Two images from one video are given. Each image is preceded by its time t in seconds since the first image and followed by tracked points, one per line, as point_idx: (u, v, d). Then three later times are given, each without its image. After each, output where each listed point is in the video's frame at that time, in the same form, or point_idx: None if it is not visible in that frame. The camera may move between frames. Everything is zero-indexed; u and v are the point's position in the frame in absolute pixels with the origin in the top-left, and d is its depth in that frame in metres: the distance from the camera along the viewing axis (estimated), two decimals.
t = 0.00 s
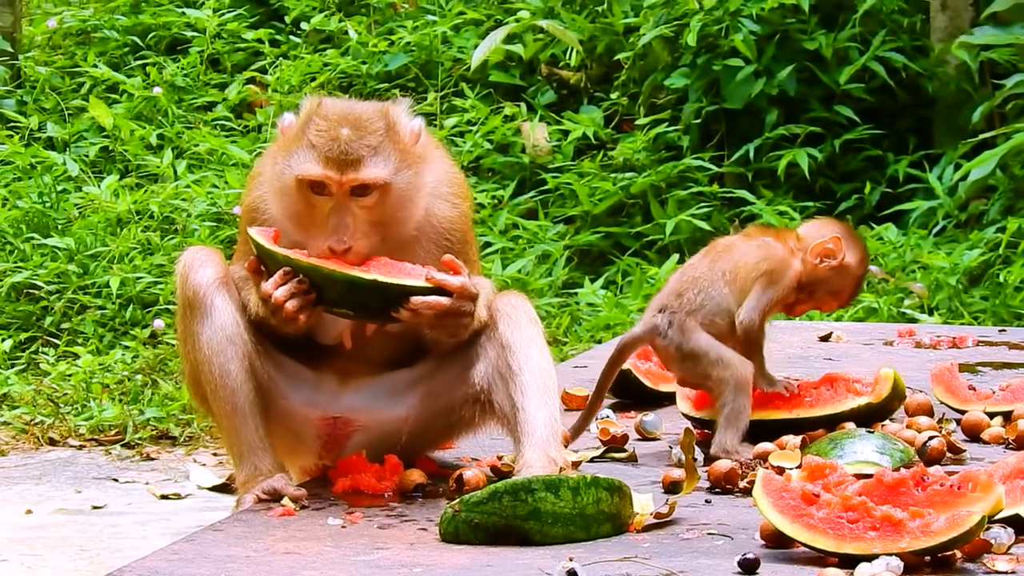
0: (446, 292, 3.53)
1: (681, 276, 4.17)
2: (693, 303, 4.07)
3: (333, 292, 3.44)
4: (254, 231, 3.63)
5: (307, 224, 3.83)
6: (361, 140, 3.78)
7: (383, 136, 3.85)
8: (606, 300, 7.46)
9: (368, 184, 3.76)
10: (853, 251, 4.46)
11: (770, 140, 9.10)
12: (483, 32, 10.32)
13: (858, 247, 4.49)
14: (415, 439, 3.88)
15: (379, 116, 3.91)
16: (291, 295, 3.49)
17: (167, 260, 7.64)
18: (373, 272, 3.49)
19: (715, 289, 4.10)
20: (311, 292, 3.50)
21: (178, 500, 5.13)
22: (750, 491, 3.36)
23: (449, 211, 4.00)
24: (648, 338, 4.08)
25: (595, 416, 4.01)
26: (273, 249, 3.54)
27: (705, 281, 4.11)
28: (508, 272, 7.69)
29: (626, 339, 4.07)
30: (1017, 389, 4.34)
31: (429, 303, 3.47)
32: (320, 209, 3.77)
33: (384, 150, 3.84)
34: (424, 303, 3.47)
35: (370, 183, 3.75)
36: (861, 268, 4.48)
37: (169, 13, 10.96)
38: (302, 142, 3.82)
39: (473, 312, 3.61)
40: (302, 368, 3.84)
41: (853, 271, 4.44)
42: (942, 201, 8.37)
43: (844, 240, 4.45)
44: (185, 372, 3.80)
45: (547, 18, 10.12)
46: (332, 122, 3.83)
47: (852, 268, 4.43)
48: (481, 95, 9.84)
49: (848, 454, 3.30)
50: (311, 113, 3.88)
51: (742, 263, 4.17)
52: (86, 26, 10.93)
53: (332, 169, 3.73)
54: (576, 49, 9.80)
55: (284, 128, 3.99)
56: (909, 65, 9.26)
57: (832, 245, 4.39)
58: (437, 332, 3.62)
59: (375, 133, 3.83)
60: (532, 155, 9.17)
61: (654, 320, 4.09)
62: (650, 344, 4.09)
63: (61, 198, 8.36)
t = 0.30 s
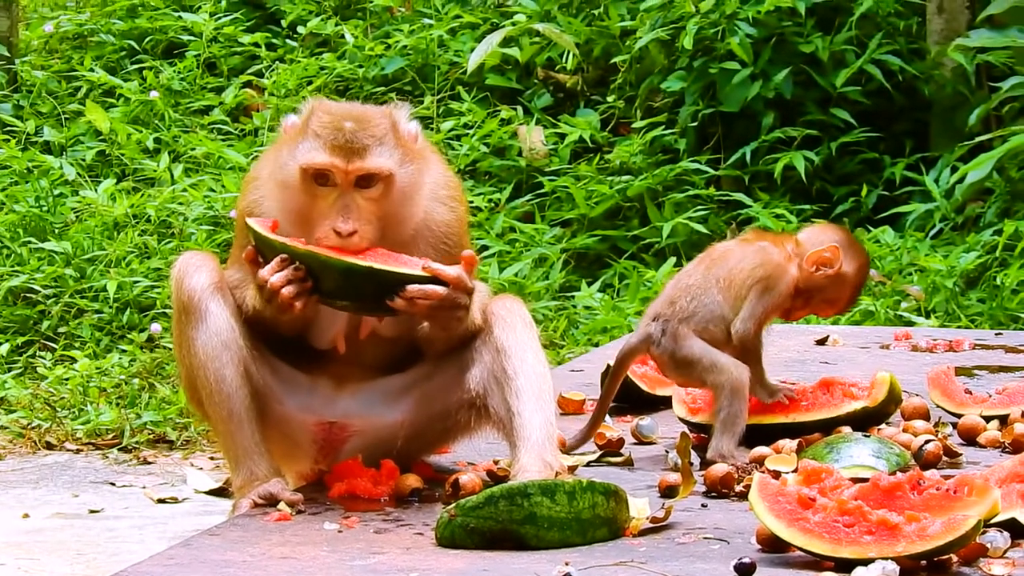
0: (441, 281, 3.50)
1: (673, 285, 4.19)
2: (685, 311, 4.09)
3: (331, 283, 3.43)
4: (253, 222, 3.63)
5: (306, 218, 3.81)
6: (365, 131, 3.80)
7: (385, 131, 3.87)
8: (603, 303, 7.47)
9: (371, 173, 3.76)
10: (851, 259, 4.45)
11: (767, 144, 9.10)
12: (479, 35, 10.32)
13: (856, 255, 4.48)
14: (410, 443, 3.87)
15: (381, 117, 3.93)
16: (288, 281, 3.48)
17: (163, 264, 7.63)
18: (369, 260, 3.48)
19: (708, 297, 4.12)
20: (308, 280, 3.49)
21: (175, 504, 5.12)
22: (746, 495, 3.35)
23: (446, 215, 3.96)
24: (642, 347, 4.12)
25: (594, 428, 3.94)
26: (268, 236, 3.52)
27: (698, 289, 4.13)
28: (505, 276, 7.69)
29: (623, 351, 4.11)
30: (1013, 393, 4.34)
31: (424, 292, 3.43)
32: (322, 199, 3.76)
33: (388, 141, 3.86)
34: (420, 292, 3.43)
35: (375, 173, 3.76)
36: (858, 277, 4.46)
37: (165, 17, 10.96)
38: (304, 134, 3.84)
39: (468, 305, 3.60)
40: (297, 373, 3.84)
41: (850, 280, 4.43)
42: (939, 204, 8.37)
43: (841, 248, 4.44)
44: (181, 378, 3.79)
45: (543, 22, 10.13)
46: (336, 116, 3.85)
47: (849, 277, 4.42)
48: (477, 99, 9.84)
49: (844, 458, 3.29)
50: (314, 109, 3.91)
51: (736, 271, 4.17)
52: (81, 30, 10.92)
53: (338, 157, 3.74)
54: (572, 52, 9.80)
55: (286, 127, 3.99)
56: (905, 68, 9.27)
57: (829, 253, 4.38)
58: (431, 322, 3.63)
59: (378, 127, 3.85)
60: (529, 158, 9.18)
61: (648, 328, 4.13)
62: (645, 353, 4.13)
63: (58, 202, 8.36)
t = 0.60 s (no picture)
0: (445, 286, 3.49)
1: (670, 293, 4.20)
2: (683, 318, 4.10)
3: (333, 285, 3.40)
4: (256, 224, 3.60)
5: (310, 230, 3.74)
6: (368, 142, 3.74)
7: (389, 142, 3.81)
8: (599, 308, 7.48)
9: (377, 194, 3.71)
10: (847, 267, 4.46)
11: (763, 148, 9.11)
12: (476, 39, 10.31)
13: (852, 263, 4.49)
14: (407, 447, 3.87)
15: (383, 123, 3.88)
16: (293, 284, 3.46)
17: (160, 267, 7.63)
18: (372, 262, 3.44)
19: (706, 304, 4.14)
20: (310, 282, 3.47)
21: (171, 508, 5.12)
22: (742, 499, 3.35)
23: (444, 220, 3.94)
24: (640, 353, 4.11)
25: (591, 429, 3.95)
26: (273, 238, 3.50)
27: (695, 297, 4.14)
28: (501, 280, 7.69)
29: (620, 357, 4.07)
30: (1008, 398, 4.35)
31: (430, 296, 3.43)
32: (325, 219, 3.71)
33: (392, 156, 3.79)
34: (425, 295, 3.42)
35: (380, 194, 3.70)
36: (853, 284, 4.47)
37: (161, 21, 10.95)
38: (310, 145, 3.80)
39: (471, 311, 3.59)
40: (294, 377, 3.83)
41: (846, 287, 4.44)
42: (936, 209, 8.37)
43: (837, 256, 4.44)
44: (176, 381, 3.79)
45: (540, 26, 10.13)
46: (339, 123, 3.81)
47: (844, 284, 4.42)
48: (474, 103, 9.84)
49: (840, 463, 3.29)
50: (318, 116, 3.86)
51: (733, 278, 4.19)
52: (78, 34, 10.93)
53: (344, 178, 3.69)
54: (569, 56, 9.81)
55: (289, 133, 3.95)
56: (902, 73, 9.28)
57: (825, 261, 4.37)
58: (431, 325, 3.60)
59: (381, 135, 3.79)
60: (525, 163, 9.18)
61: (646, 334, 4.11)
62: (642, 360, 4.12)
63: (54, 206, 8.35)
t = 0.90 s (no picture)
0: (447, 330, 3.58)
1: (673, 298, 4.14)
2: (687, 323, 4.04)
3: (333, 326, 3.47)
4: (259, 261, 3.60)
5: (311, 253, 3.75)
6: (375, 177, 3.62)
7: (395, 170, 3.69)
8: (596, 310, 7.47)
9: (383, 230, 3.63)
10: (847, 273, 4.47)
11: (760, 151, 9.11)
12: (473, 42, 10.32)
13: (852, 268, 4.50)
14: (404, 450, 3.86)
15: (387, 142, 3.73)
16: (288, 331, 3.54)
17: (156, 269, 7.62)
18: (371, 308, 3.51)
19: (710, 310, 4.08)
20: (309, 327, 3.57)
21: (168, 510, 5.11)
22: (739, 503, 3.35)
23: (442, 227, 3.94)
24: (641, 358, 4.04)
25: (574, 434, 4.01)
26: (277, 283, 3.51)
27: (700, 303, 4.08)
28: (498, 283, 7.69)
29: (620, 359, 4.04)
30: (1005, 401, 4.34)
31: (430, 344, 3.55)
32: (327, 246, 3.69)
33: (397, 187, 3.67)
34: (426, 342, 3.55)
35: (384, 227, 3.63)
36: (852, 289, 4.48)
37: (159, 23, 10.95)
38: (314, 175, 3.68)
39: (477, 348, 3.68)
40: (291, 380, 3.83)
41: (845, 293, 4.44)
42: (932, 212, 8.38)
43: (838, 261, 4.45)
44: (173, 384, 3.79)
45: (537, 29, 10.14)
46: (344, 150, 3.65)
47: (844, 290, 4.43)
48: (471, 106, 9.85)
49: (837, 466, 3.29)
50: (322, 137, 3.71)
51: (737, 284, 4.15)
52: (75, 36, 10.93)
53: (349, 216, 3.60)
54: (566, 59, 9.81)
55: (292, 147, 3.86)
56: (898, 76, 9.28)
57: (827, 266, 4.38)
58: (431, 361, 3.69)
59: (386, 168, 3.65)
60: (522, 165, 9.18)
61: (648, 339, 4.06)
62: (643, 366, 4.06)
63: (51, 207, 8.34)
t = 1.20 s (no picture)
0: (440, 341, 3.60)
1: (675, 305, 4.12)
2: (691, 330, 4.02)
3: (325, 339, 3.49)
4: (252, 281, 3.63)
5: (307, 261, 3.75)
6: (360, 190, 3.59)
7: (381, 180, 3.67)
8: (595, 312, 7.47)
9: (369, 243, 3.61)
10: (844, 268, 4.46)
11: (759, 153, 9.11)
12: (472, 44, 10.32)
13: (848, 263, 4.49)
14: (401, 452, 3.86)
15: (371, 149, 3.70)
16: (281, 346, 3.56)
17: (155, 270, 7.61)
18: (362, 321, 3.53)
19: (713, 314, 4.05)
20: (303, 341, 3.59)
21: (166, 511, 5.11)
22: (737, 504, 3.35)
23: (437, 226, 3.95)
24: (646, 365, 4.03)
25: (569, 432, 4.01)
26: (267, 299, 3.55)
27: (702, 309, 4.05)
28: (497, 285, 7.69)
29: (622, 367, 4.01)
30: (1003, 403, 4.34)
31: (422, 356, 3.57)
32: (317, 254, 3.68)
33: (382, 196, 3.66)
34: (419, 353, 3.57)
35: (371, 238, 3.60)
36: (850, 284, 4.48)
37: (158, 25, 10.95)
38: (298, 187, 3.65)
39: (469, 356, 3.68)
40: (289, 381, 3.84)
41: (843, 287, 4.44)
42: (931, 214, 8.38)
43: (835, 256, 4.44)
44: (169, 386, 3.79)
45: (536, 31, 10.14)
46: (329, 162, 3.62)
47: (842, 284, 4.42)
48: (470, 107, 9.85)
49: (834, 468, 3.29)
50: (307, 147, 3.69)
51: (738, 286, 4.11)
52: (74, 38, 10.94)
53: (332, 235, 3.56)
54: (565, 61, 9.81)
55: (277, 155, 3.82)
56: (898, 78, 9.28)
57: (823, 261, 4.37)
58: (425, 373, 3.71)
59: (371, 179, 3.64)
60: (521, 166, 9.16)
61: (653, 348, 4.04)
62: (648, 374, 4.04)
63: (50, 208, 8.34)
